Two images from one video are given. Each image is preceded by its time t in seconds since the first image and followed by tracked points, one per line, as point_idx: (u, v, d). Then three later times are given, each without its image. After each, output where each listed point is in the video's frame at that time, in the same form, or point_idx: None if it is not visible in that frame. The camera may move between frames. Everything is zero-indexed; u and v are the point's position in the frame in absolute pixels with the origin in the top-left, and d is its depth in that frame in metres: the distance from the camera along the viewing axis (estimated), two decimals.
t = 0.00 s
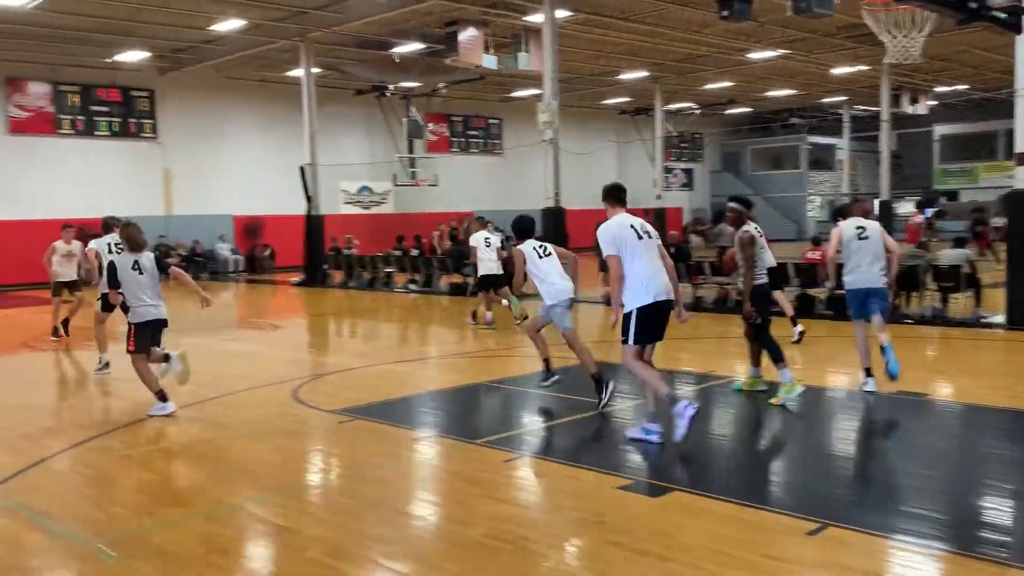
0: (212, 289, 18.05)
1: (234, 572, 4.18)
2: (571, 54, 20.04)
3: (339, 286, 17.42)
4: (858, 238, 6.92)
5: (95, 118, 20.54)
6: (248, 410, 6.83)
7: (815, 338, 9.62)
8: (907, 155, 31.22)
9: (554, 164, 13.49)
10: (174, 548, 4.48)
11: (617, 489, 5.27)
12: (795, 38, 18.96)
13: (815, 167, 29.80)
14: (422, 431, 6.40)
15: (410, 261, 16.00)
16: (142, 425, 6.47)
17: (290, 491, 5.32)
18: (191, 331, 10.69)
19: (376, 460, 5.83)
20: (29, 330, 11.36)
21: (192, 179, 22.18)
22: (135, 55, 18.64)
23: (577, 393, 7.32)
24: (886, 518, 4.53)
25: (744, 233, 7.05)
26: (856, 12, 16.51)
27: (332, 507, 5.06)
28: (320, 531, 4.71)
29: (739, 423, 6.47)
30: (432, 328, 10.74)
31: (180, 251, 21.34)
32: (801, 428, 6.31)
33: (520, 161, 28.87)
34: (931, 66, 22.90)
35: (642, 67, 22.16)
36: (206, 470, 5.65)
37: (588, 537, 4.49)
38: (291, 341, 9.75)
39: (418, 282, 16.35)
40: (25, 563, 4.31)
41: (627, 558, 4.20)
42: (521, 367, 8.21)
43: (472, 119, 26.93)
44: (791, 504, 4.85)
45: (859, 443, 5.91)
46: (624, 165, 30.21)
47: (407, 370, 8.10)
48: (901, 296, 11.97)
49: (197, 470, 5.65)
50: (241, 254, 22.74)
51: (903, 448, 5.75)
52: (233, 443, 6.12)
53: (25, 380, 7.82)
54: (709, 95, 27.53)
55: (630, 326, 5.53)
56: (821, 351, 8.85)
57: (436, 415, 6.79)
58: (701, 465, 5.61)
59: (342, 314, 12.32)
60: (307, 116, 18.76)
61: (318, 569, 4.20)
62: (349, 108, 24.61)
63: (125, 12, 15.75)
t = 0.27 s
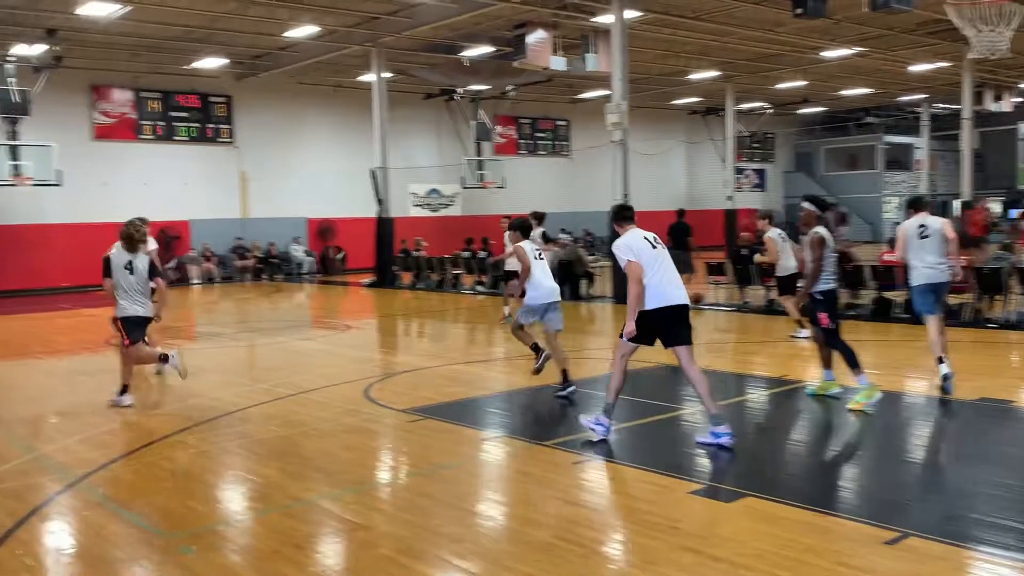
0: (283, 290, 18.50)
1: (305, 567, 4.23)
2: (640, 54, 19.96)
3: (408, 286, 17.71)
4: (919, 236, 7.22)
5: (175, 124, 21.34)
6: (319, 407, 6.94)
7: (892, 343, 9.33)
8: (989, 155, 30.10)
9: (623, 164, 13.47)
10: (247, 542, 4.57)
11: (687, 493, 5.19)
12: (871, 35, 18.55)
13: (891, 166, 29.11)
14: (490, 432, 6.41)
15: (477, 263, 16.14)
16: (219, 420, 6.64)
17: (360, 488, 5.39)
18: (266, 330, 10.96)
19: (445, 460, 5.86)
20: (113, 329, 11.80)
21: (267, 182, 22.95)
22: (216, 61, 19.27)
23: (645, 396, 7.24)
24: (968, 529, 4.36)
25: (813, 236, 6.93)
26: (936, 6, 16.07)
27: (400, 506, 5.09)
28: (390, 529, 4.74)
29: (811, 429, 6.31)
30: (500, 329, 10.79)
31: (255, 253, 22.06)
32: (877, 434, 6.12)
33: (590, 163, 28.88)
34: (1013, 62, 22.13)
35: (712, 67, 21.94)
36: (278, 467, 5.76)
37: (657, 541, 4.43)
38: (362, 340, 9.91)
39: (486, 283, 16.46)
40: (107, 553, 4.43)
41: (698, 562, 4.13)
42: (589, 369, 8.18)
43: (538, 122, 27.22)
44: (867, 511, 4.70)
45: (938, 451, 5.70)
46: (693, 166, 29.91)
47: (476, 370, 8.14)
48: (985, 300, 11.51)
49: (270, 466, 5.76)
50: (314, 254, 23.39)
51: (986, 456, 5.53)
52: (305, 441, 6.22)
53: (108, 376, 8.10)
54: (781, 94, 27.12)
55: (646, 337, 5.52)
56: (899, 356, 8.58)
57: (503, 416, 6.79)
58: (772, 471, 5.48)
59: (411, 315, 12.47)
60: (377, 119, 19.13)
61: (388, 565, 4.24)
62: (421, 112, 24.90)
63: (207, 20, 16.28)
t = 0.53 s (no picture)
0: (331, 293, 18.73)
1: (355, 567, 4.25)
2: (690, 57, 19.83)
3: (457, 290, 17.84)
4: (964, 248, 7.54)
5: (230, 129, 21.81)
6: (368, 409, 7.01)
7: (950, 352, 9.09)
8: None
9: (674, 168, 13.40)
10: (297, 541, 4.62)
11: (739, 500, 5.11)
12: (930, 36, 18.19)
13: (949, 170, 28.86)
14: (538, 437, 6.39)
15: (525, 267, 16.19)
16: (271, 420, 6.74)
17: (408, 490, 5.41)
18: (317, 332, 11.11)
19: (493, 463, 5.85)
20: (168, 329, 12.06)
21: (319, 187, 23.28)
22: (270, 67, 19.61)
23: (695, 402, 7.16)
24: None
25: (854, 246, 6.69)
26: (997, 6, 15.70)
27: (448, 508, 5.10)
28: (438, 531, 4.76)
29: (866, 438, 6.17)
30: (549, 333, 10.79)
31: (307, 256, 22.50)
32: (935, 444, 5.96)
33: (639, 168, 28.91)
34: None
35: (764, 69, 21.70)
36: (327, 467, 5.81)
37: (708, 548, 4.37)
38: (411, 343, 9.99)
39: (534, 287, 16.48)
40: (162, 549, 4.51)
41: (750, 571, 4.06)
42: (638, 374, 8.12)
43: (587, 126, 27.21)
44: (925, 523, 4.58)
45: (1000, 463, 5.53)
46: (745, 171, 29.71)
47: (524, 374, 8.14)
48: None
49: (320, 467, 5.81)
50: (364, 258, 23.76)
51: None
52: (354, 442, 6.28)
53: (164, 375, 8.28)
54: (834, 97, 26.72)
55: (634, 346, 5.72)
56: (957, 365, 8.36)
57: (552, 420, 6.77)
58: (826, 480, 5.37)
59: (460, 318, 12.54)
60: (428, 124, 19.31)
61: (437, 567, 4.25)
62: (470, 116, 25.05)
63: (262, 27, 16.60)
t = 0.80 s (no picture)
0: (359, 296, 18.83)
1: (382, 569, 4.26)
2: (721, 62, 19.76)
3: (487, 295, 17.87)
4: (971, 250, 7.85)
5: (262, 133, 22.08)
6: (396, 413, 7.02)
7: (988, 360, 8.92)
8: None
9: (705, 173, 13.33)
10: (326, 542, 4.64)
11: (768, 508, 5.05)
12: (967, 41, 17.96)
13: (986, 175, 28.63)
14: (566, 441, 6.37)
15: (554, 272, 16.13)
16: (301, 422, 6.78)
17: (436, 493, 5.41)
18: (347, 335, 11.18)
19: (520, 468, 5.84)
20: (201, 331, 12.21)
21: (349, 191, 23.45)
22: (302, 72, 19.79)
23: (724, 409, 7.11)
24: None
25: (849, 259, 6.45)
26: None
27: (475, 512, 5.10)
28: (465, 534, 4.75)
29: (897, 447, 6.08)
30: (578, 337, 10.77)
31: (336, 259, 22.71)
32: (968, 454, 5.86)
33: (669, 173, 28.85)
34: None
35: (796, 74, 21.56)
36: (355, 470, 5.83)
37: (736, 555, 4.33)
38: (440, 347, 10.02)
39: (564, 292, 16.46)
40: (192, 549, 4.55)
41: None
42: (667, 380, 8.07)
43: (617, 130, 26.89)
44: (958, 533, 4.50)
45: None
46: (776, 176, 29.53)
47: (552, 379, 8.13)
48: None
49: (348, 469, 5.83)
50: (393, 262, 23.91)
51: None
52: (383, 445, 6.29)
53: (196, 376, 8.36)
54: (867, 102, 26.46)
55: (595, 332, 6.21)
56: (993, 374, 8.20)
57: (578, 425, 6.75)
58: (856, 489, 5.29)
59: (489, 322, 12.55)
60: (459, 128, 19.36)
61: (466, 571, 4.24)
62: (499, 121, 25.08)
63: (294, 32, 16.78)
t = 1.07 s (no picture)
0: (377, 298, 18.89)
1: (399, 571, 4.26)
2: (740, 65, 19.71)
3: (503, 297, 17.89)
4: (957, 250, 8.25)
5: (282, 135, 22.23)
6: (413, 414, 7.04)
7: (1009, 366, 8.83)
8: None
9: (723, 177, 13.29)
10: (343, 542, 4.66)
11: (785, 512, 5.02)
12: (990, 44, 17.81)
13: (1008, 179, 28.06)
14: (582, 444, 6.36)
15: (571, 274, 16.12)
16: (318, 423, 6.81)
17: (453, 495, 5.42)
18: (366, 336, 11.23)
19: (536, 470, 5.84)
20: (220, 331, 12.29)
21: (367, 193, 23.53)
22: (321, 74, 19.89)
23: (742, 413, 7.08)
24: None
25: (833, 252, 6.40)
26: None
27: (492, 514, 5.10)
28: (481, 536, 4.75)
29: (916, 452, 6.03)
30: (595, 340, 10.77)
31: (355, 260, 22.84)
32: (988, 460, 5.80)
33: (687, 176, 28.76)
34: None
35: (816, 77, 21.45)
36: (372, 470, 5.85)
37: (754, 560, 4.31)
38: (456, 348, 10.04)
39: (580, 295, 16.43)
40: (210, 548, 4.58)
41: None
42: (684, 384, 8.05)
43: (635, 133, 27.20)
44: (979, 540, 4.45)
45: None
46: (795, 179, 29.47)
47: (569, 382, 8.13)
48: None
49: (365, 470, 5.85)
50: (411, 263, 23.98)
51: None
52: (400, 446, 6.31)
53: (214, 377, 8.42)
54: (888, 105, 26.30)
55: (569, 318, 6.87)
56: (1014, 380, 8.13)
57: (595, 428, 6.74)
58: (875, 494, 5.25)
59: (506, 324, 12.57)
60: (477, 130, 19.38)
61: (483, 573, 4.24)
62: (517, 123, 25.10)
63: (312, 35, 16.89)
